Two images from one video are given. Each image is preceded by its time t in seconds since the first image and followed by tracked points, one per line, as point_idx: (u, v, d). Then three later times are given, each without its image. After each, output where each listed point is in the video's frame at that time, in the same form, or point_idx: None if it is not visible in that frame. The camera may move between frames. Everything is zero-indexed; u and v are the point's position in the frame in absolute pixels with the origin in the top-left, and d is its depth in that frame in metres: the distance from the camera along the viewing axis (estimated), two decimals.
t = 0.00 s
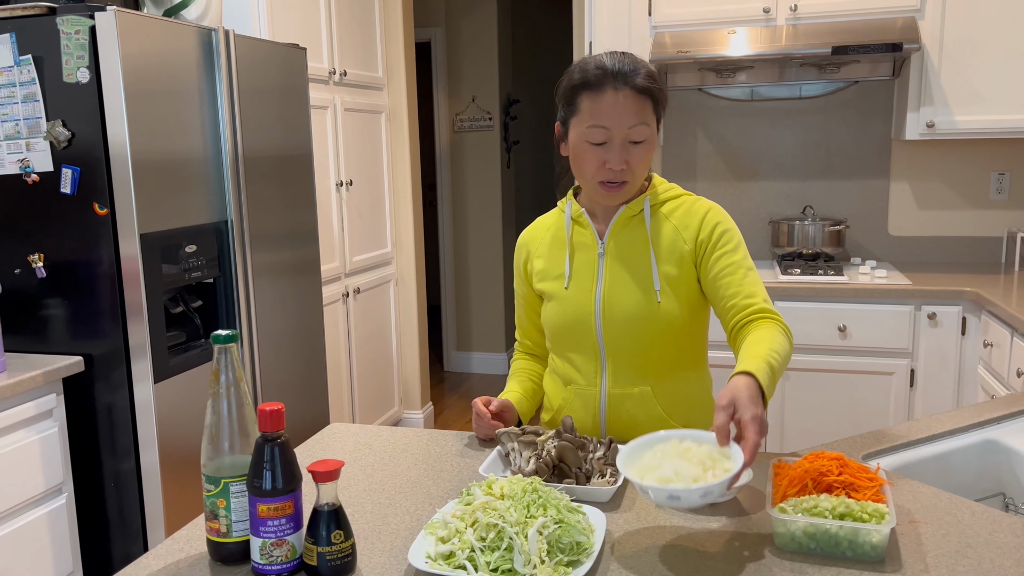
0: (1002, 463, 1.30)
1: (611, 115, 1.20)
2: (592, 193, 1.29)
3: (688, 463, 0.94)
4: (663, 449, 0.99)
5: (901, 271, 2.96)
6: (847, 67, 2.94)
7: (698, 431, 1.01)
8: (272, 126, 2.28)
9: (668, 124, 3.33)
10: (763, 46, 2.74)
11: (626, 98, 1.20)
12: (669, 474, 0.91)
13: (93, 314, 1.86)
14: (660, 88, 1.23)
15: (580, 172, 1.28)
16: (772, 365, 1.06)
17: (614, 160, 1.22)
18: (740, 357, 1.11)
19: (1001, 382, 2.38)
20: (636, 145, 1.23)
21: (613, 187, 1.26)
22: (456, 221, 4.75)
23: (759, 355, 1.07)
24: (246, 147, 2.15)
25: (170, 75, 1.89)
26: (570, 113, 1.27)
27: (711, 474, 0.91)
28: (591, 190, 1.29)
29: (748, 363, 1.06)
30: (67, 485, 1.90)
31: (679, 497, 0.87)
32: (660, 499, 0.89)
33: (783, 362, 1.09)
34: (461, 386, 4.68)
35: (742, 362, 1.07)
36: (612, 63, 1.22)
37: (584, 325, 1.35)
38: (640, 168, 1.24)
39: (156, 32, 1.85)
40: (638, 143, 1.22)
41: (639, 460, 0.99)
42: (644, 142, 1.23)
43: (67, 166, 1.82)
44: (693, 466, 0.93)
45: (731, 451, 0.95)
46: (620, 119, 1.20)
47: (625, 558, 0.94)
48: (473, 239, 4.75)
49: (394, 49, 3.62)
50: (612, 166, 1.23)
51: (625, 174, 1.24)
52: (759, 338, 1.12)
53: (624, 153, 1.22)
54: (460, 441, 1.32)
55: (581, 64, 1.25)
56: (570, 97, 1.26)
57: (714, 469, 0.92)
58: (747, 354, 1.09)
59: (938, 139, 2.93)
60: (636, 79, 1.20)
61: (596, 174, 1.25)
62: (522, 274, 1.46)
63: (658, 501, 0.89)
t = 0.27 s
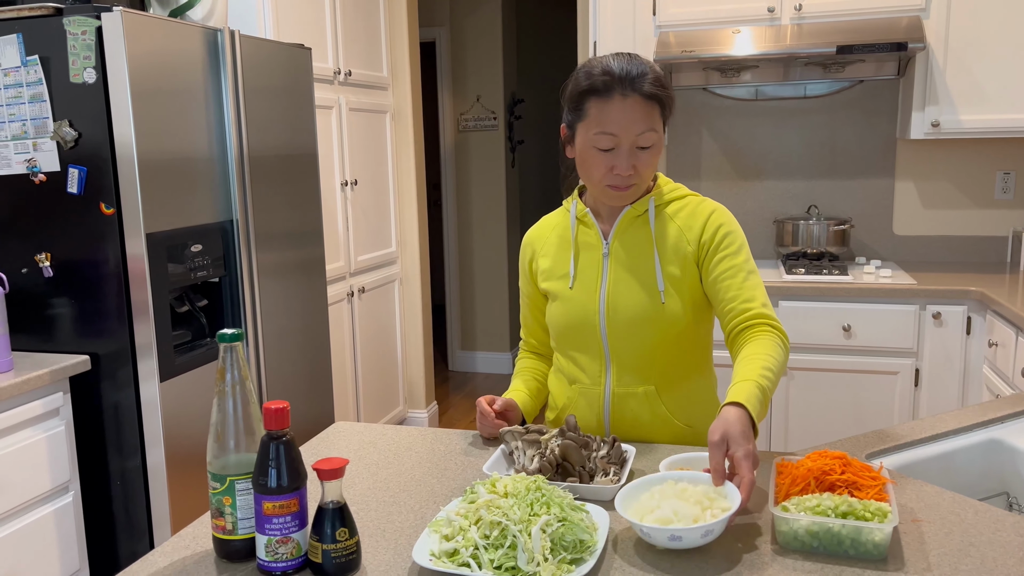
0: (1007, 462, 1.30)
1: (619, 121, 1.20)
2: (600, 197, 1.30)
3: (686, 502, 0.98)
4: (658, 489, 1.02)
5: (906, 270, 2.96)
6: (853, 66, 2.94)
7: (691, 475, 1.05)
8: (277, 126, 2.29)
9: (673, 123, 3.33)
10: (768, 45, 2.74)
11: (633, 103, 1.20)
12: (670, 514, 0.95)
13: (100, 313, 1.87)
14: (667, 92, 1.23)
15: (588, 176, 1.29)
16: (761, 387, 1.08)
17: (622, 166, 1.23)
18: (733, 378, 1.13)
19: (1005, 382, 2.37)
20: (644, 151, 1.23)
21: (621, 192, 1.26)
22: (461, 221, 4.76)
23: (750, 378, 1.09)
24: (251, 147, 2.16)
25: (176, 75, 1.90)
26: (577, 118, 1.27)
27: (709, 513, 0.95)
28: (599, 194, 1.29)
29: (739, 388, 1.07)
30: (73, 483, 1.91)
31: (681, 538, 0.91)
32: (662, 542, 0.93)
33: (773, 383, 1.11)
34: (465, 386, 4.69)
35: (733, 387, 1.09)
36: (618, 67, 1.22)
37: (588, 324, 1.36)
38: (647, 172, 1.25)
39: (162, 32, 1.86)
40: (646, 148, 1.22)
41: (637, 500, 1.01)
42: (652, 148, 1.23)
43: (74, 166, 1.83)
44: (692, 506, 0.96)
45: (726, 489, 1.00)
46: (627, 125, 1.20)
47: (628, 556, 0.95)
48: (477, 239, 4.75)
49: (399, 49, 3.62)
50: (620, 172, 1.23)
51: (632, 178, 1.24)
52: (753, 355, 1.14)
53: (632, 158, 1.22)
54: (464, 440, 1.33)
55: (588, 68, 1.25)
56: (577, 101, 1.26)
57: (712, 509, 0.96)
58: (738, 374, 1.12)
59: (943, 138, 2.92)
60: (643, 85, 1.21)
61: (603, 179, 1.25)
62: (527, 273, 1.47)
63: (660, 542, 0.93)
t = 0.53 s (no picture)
0: (1009, 461, 1.30)
1: (624, 124, 1.21)
2: (607, 198, 1.31)
3: (687, 507, 0.98)
4: (659, 493, 1.02)
5: (910, 270, 2.96)
6: (857, 65, 2.94)
7: (692, 480, 1.05)
8: (283, 126, 2.30)
9: (677, 123, 3.33)
10: (772, 45, 2.74)
11: (639, 106, 1.21)
12: (669, 517, 0.95)
13: (107, 312, 1.88)
14: (672, 93, 1.24)
15: (593, 177, 1.30)
16: (764, 393, 1.09)
17: (627, 168, 1.24)
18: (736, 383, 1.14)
19: (1009, 381, 2.37)
20: (649, 153, 1.24)
21: (626, 193, 1.28)
22: (465, 220, 4.77)
23: (752, 384, 1.10)
24: (257, 147, 2.17)
25: (183, 76, 1.92)
26: (582, 120, 1.27)
27: (710, 518, 0.95)
28: (605, 194, 1.31)
29: (741, 394, 1.08)
30: (81, 481, 1.92)
31: (680, 541, 0.92)
32: (662, 544, 0.94)
33: (775, 388, 1.12)
34: (470, 385, 4.70)
35: (735, 394, 1.10)
36: (622, 69, 1.23)
37: (592, 324, 1.36)
38: (653, 173, 1.27)
39: (169, 33, 1.87)
40: (650, 151, 1.24)
41: (639, 503, 1.02)
42: (657, 150, 1.24)
43: (82, 166, 1.84)
44: (692, 510, 0.97)
45: (726, 496, 1.00)
46: (632, 128, 1.21)
47: (630, 553, 0.96)
48: (481, 238, 4.76)
49: (404, 49, 3.63)
50: (625, 174, 1.25)
51: (638, 180, 1.26)
52: (757, 359, 1.14)
53: (637, 160, 1.24)
54: (469, 438, 1.34)
55: (592, 70, 1.25)
56: (582, 103, 1.26)
57: (712, 514, 0.97)
58: (741, 380, 1.13)
59: (948, 138, 2.92)
60: (648, 87, 1.21)
61: (609, 180, 1.27)
62: (532, 272, 1.47)
63: (660, 545, 0.94)
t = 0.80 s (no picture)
0: (1011, 461, 1.31)
1: (628, 125, 1.22)
2: (611, 199, 1.32)
3: (690, 508, 0.98)
4: (664, 493, 1.02)
5: (913, 270, 2.96)
6: (860, 65, 2.94)
7: (696, 483, 1.05)
8: (287, 127, 2.31)
9: (680, 123, 3.33)
10: (775, 45, 2.75)
11: (643, 107, 1.21)
12: (674, 517, 0.95)
13: (113, 311, 1.89)
14: (676, 94, 1.24)
15: (597, 178, 1.30)
16: (767, 395, 1.09)
17: (631, 168, 1.24)
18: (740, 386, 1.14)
19: (1012, 381, 2.37)
20: (653, 153, 1.25)
21: (630, 193, 1.28)
22: (469, 220, 4.78)
23: (755, 387, 1.10)
24: (261, 148, 2.18)
25: (188, 76, 1.93)
26: (586, 121, 1.28)
27: (714, 521, 0.95)
28: (609, 195, 1.31)
29: (745, 398, 1.09)
30: (86, 480, 1.94)
31: (683, 541, 0.93)
32: (664, 544, 0.94)
33: (779, 389, 1.12)
34: (473, 384, 4.71)
35: (738, 398, 1.10)
36: (627, 70, 1.23)
37: (595, 323, 1.37)
38: (657, 173, 1.27)
39: (174, 34, 1.88)
40: (655, 151, 1.24)
41: (642, 503, 1.02)
42: (661, 151, 1.25)
43: (87, 166, 1.85)
44: (696, 512, 0.97)
45: (731, 500, 1.00)
46: (636, 129, 1.22)
47: (631, 551, 0.97)
48: (485, 238, 4.77)
49: (408, 50, 3.64)
50: (629, 174, 1.25)
51: (642, 180, 1.26)
52: (760, 360, 1.15)
53: (641, 161, 1.24)
54: (471, 437, 1.35)
55: (596, 71, 1.26)
56: (586, 104, 1.27)
57: (716, 517, 0.97)
58: (745, 383, 1.13)
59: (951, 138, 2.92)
60: (652, 88, 1.21)
61: (613, 181, 1.27)
62: (535, 270, 1.48)
63: (662, 544, 0.94)
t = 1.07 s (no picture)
0: (1012, 461, 1.31)
1: (629, 126, 1.22)
2: (613, 200, 1.32)
3: (691, 509, 0.99)
4: (665, 493, 1.02)
5: (916, 270, 2.96)
6: (862, 65, 2.94)
7: (697, 482, 1.06)
8: (290, 127, 2.32)
9: (682, 123, 3.33)
10: (778, 45, 2.75)
11: (644, 108, 1.22)
12: (674, 517, 0.96)
13: (116, 311, 1.90)
14: (677, 95, 1.24)
15: (599, 179, 1.31)
16: (766, 378, 1.12)
17: (633, 170, 1.25)
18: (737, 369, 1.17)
19: (1014, 381, 2.37)
20: (655, 154, 1.25)
21: (632, 195, 1.28)
22: (471, 220, 4.78)
23: (753, 368, 1.13)
24: (264, 148, 2.19)
25: (191, 77, 1.93)
26: (588, 122, 1.28)
27: (714, 521, 0.96)
28: (610, 196, 1.31)
29: (742, 375, 1.12)
30: (90, 479, 1.94)
31: (683, 541, 0.93)
32: (664, 544, 0.95)
33: (778, 380, 1.14)
34: (475, 384, 4.71)
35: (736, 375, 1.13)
36: (628, 71, 1.23)
37: (596, 323, 1.37)
38: (658, 175, 1.27)
39: (177, 35, 1.89)
40: (656, 152, 1.24)
41: (643, 502, 1.03)
42: (662, 152, 1.25)
43: (91, 167, 1.86)
44: (697, 512, 0.97)
45: (732, 501, 1.00)
46: (637, 131, 1.22)
47: (632, 550, 0.97)
48: (487, 237, 4.78)
49: (410, 50, 3.64)
50: (630, 176, 1.25)
51: (643, 181, 1.26)
52: (759, 351, 1.18)
53: (643, 162, 1.24)
54: (473, 437, 1.35)
55: (597, 72, 1.26)
56: (587, 106, 1.27)
57: (716, 517, 0.97)
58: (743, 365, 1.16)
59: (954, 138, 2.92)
60: (653, 89, 1.22)
61: (614, 182, 1.28)
62: (536, 270, 1.48)
63: (661, 544, 0.95)
